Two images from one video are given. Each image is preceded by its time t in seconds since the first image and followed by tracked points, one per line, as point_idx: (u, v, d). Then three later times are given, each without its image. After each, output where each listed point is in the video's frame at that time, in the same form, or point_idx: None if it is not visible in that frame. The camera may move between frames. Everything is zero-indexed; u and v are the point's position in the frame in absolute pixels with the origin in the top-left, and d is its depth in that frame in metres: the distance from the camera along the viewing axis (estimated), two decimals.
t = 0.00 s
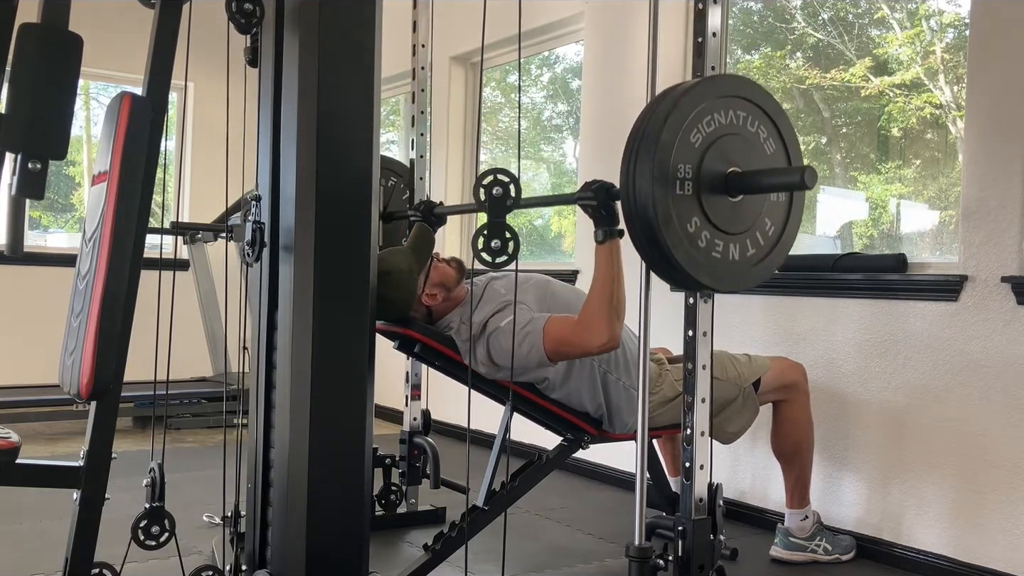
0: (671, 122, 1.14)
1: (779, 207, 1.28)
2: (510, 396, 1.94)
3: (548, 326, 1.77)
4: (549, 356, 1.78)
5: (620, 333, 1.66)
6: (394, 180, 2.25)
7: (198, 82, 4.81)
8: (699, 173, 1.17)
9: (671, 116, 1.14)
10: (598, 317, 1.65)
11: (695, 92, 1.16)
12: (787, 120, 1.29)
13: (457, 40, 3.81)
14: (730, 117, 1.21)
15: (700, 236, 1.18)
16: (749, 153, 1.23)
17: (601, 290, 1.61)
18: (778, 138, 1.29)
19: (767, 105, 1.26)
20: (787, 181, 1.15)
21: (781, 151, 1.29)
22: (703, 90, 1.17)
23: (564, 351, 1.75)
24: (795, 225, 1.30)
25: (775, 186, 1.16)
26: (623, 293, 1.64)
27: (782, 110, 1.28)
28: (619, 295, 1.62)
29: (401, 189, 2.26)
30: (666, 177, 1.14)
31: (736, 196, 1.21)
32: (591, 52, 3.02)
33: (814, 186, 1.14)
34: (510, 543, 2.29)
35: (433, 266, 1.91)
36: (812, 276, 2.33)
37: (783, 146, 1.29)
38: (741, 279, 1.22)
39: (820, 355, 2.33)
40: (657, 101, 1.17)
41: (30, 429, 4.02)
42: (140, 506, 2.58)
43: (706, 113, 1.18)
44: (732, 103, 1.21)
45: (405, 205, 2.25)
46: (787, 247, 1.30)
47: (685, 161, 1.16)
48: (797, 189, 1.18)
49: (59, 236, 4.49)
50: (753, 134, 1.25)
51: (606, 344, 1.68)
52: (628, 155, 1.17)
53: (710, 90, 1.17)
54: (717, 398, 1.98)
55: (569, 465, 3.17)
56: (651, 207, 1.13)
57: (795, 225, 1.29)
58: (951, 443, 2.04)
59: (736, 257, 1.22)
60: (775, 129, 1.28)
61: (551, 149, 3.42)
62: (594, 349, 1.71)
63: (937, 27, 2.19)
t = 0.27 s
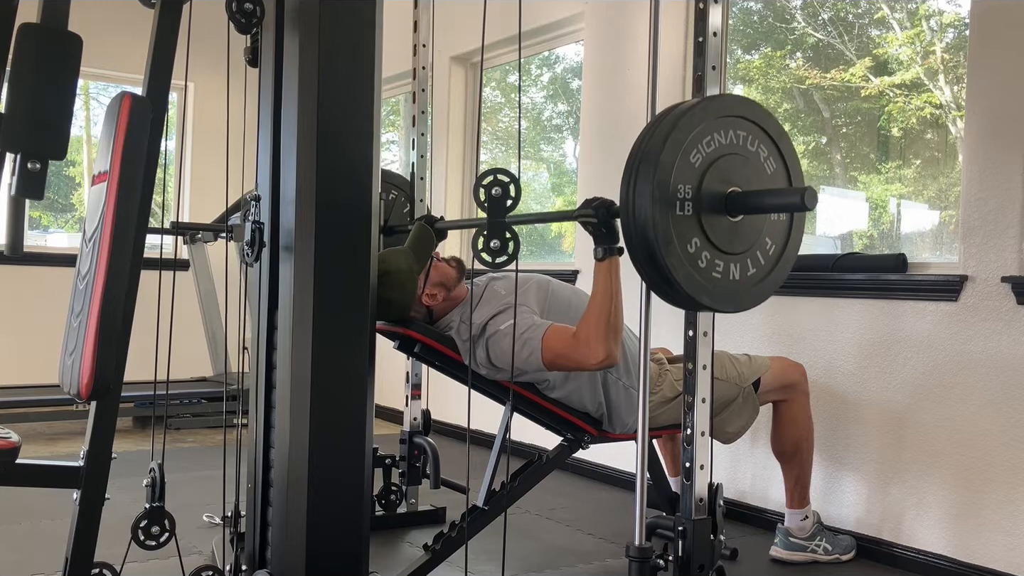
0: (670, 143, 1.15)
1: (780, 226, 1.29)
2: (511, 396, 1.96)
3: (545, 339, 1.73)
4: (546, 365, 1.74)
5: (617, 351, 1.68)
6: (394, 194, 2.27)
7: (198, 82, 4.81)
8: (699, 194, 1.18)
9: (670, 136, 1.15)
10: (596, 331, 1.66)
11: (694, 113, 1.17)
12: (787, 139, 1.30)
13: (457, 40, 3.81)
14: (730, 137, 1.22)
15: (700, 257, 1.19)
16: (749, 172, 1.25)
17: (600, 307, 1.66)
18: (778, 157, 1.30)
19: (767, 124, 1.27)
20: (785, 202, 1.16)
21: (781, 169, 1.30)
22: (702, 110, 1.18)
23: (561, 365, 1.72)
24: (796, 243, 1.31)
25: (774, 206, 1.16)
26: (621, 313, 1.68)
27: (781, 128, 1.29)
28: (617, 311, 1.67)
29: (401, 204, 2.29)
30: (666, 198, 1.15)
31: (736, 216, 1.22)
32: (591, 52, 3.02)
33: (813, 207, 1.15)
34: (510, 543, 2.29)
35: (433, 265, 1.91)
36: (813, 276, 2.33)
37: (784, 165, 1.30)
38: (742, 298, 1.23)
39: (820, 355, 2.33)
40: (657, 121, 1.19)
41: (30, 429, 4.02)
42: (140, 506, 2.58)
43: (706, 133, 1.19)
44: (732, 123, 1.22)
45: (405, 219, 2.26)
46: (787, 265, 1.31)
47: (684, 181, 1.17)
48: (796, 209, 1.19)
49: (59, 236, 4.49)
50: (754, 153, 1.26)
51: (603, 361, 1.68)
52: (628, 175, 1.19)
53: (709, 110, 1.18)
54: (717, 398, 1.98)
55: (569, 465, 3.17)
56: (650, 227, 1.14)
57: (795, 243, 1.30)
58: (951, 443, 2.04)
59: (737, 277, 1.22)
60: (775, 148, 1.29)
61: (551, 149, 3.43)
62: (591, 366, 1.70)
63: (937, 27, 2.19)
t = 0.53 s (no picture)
0: (669, 171, 1.15)
1: (780, 252, 1.28)
2: (510, 396, 1.95)
3: (545, 356, 1.74)
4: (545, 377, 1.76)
5: (615, 375, 1.68)
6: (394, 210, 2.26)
7: (198, 82, 4.81)
8: (699, 221, 1.18)
9: (669, 164, 1.15)
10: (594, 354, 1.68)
11: (694, 140, 1.17)
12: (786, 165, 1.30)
13: (457, 40, 3.81)
14: (729, 164, 1.22)
15: (699, 284, 1.18)
16: (748, 198, 1.24)
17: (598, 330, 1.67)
18: (778, 182, 1.30)
19: (766, 150, 1.27)
20: (784, 230, 1.15)
21: (780, 195, 1.30)
22: (702, 138, 1.18)
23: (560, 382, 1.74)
24: (796, 268, 1.30)
25: (774, 233, 1.16)
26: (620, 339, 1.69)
27: (781, 154, 1.29)
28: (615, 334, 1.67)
29: (401, 219, 2.27)
30: (665, 225, 1.15)
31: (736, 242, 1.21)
32: (591, 53, 3.02)
33: (813, 236, 1.15)
34: (510, 543, 2.30)
35: (433, 265, 1.91)
36: (812, 276, 2.33)
37: (783, 190, 1.30)
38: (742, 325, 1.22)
39: (821, 354, 2.33)
40: (656, 148, 1.18)
41: (30, 429, 4.02)
42: (140, 506, 2.58)
43: (705, 160, 1.19)
44: (731, 149, 1.22)
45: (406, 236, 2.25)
46: (787, 290, 1.30)
47: (683, 208, 1.17)
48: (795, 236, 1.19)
49: (59, 236, 4.49)
50: (753, 179, 1.25)
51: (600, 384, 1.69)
52: (627, 202, 1.19)
53: (709, 137, 1.18)
54: (717, 398, 1.98)
55: (569, 465, 3.17)
56: (649, 254, 1.14)
57: (795, 269, 1.30)
58: (951, 443, 2.04)
59: (736, 303, 1.22)
60: (775, 175, 1.29)
61: (551, 149, 3.43)
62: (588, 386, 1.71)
63: (937, 27, 2.19)
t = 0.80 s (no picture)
0: (668, 196, 1.14)
1: (779, 275, 1.28)
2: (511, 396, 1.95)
3: (541, 368, 1.75)
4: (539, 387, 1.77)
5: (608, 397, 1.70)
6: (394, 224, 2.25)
7: (198, 82, 4.81)
8: (698, 245, 1.17)
9: (669, 190, 1.14)
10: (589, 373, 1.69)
11: (693, 165, 1.16)
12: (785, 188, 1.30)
13: (457, 40, 3.81)
14: (728, 188, 1.22)
15: (698, 308, 1.18)
16: (747, 222, 1.24)
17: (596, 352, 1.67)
18: (776, 206, 1.29)
19: (764, 173, 1.27)
20: (782, 255, 1.15)
21: (779, 218, 1.29)
22: (701, 163, 1.17)
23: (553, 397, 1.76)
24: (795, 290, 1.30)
25: (774, 259, 1.16)
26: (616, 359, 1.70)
27: (780, 178, 1.29)
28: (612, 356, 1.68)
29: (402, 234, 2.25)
30: (664, 249, 1.14)
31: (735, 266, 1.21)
32: (592, 53, 3.02)
33: (812, 261, 1.15)
34: (510, 543, 2.30)
35: (433, 264, 1.89)
36: (812, 276, 2.33)
37: (782, 212, 1.30)
38: (740, 349, 1.22)
39: (821, 354, 2.33)
40: (656, 171, 1.18)
41: (30, 429, 4.02)
42: (140, 506, 2.58)
43: (704, 184, 1.18)
44: (730, 173, 1.22)
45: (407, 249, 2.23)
46: (785, 314, 1.30)
47: (683, 233, 1.16)
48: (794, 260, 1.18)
49: (59, 236, 4.49)
50: (752, 203, 1.25)
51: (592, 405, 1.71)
52: (626, 227, 1.18)
53: (708, 162, 1.18)
54: (717, 398, 1.98)
55: (569, 465, 3.17)
56: (649, 278, 1.13)
57: (794, 292, 1.29)
58: (951, 443, 2.04)
59: (735, 327, 1.21)
60: (774, 199, 1.29)
61: (551, 149, 3.43)
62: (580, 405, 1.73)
63: (937, 27, 2.19)
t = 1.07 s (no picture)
0: (667, 213, 1.14)
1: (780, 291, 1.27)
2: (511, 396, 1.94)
3: (540, 376, 1.75)
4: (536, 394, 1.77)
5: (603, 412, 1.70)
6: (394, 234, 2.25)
7: (198, 82, 4.81)
8: (698, 262, 1.17)
9: (668, 207, 1.15)
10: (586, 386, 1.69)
11: (693, 181, 1.16)
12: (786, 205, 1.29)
13: (457, 40, 3.81)
14: (729, 205, 1.22)
15: (698, 324, 1.18)
16: (748, 238, 1.23)
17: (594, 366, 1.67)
18: (777, 222, 1.29)
19: (766, 190, 1.27)
20: (783, 273, 1.15)
21: (780, 235, 1.29)
22: (701, 180, 1.17)
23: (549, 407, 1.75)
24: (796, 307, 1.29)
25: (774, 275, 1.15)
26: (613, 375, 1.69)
27: (781, 195, 1.29)
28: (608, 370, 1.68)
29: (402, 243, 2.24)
30: (663, 266, 1.14)
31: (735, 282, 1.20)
32: (592, 53, 3.01)
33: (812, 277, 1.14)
34: (510, 543, 2.30)
35: (434, 264, 1.89)
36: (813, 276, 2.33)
37: (783, 229, 1.29)
38: (740, 365, 1.21)
39: (821, 354, 2.33)
40: (656, 188, 1.18)
41: (30, 429, 4.02)
42: (140, 506, 2.58)
43: (704, 201, 1.18)
44: (730, 190, 1.21)
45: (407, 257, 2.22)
46: (787, 330, 1.29)
47: (682, 250, 1.16)
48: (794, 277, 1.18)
49: (59, 236, 4.49)
50: (752, 219, 1.25)
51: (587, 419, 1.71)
52: (625, 244, 1.18)
53: (708, 179, 1.18)
54: (717, 398, 1.98)
55: (569, 465, 3.17)
56: (648, 295, 1.13)
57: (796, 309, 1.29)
58: (951, 443, 2.04)
59: (735, 343, 1.21)
60: (775, 215, 1.28)
61: (551, 149, 3.43)
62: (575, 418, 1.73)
63: (937, 27, 2.19)
